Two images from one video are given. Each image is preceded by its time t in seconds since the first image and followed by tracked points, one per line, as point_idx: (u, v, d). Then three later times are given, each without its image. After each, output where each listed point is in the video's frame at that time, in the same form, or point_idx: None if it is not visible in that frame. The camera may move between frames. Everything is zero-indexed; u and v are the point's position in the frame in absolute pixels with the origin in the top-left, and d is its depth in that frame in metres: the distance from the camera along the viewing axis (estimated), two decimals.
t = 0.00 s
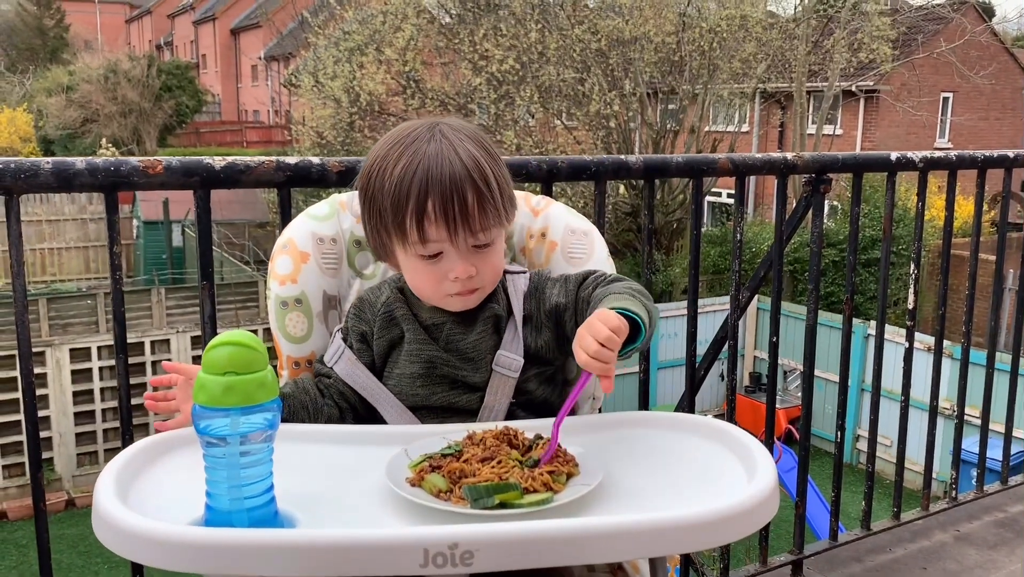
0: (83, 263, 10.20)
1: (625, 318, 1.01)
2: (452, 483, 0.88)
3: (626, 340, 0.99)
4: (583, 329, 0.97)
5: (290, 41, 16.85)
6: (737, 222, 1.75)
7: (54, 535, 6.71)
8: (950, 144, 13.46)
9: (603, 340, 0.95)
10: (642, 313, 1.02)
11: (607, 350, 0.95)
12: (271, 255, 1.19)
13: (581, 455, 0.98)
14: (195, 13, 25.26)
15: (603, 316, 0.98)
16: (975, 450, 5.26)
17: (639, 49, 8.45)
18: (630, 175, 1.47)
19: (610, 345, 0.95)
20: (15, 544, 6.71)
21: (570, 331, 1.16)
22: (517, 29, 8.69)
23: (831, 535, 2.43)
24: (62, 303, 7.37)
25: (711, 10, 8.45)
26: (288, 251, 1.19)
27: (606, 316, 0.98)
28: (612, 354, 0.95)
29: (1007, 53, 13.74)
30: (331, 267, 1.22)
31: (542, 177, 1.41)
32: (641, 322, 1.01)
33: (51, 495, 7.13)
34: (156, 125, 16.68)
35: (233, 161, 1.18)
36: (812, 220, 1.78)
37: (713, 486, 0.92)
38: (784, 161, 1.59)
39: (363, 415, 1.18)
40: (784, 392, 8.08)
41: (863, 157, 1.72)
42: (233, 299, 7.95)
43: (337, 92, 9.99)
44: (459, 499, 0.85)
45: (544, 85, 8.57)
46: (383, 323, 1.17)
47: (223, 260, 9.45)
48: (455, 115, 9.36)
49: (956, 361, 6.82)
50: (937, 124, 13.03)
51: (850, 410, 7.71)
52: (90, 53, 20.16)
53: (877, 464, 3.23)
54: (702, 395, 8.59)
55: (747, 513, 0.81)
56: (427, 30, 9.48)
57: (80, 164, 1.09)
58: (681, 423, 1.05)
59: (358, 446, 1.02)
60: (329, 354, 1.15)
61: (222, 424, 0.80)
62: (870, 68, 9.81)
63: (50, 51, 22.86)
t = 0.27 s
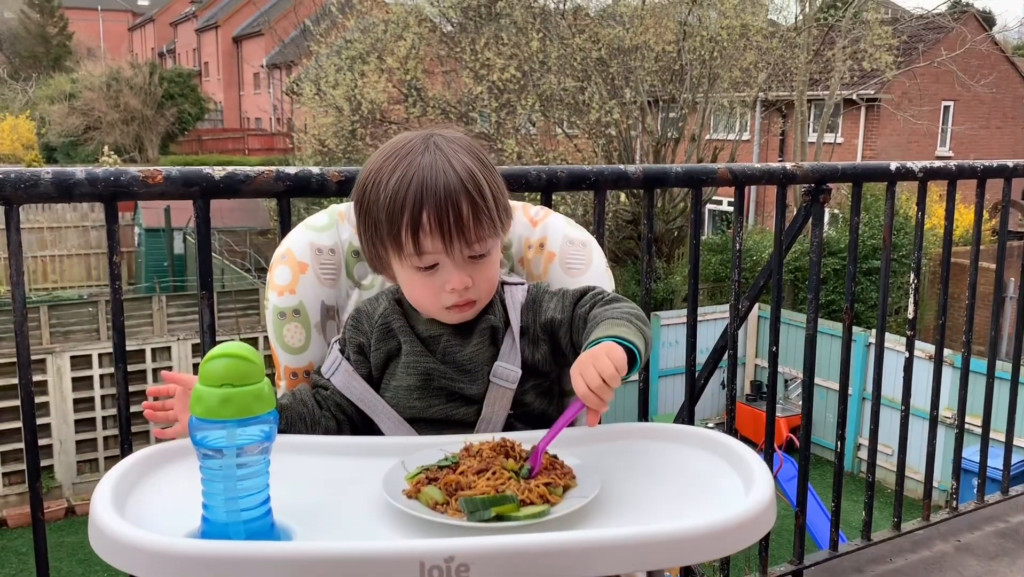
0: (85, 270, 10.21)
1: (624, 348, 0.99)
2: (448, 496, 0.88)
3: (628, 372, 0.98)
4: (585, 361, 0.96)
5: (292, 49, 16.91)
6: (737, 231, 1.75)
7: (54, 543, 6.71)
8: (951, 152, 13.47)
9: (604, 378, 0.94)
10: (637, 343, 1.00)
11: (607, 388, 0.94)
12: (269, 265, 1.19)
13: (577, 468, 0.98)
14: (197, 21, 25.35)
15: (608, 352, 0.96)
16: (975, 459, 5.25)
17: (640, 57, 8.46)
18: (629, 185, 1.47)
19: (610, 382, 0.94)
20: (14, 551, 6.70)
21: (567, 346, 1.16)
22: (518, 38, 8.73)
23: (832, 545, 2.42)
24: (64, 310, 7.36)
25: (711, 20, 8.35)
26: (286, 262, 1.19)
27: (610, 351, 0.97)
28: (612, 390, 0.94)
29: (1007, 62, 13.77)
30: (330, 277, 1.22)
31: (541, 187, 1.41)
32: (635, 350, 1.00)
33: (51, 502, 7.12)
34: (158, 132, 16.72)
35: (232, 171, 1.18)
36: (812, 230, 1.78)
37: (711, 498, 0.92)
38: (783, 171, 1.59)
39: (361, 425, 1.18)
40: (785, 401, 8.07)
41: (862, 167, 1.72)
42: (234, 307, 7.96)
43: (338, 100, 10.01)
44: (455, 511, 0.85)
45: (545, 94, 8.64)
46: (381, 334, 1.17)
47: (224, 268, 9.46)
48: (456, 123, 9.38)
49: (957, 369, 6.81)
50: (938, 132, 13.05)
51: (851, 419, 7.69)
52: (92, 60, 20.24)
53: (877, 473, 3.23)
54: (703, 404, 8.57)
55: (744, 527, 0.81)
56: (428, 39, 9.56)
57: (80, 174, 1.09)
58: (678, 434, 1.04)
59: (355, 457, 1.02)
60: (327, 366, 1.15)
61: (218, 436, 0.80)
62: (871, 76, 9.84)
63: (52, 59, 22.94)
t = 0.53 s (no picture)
0: (84, 279, 10.21)
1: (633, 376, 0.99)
2: (447, 509, 0.87)
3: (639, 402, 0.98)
4: (597, 387, 0.96)
5: (293, 60, 16.98)
6: (736, 243, 1.75)
7: (51, 553, 6.68)
8: (950, 164, 13.51)
9: (615, 409, 0.94)
10: (645, 371, 1.00)
11: (616, 417, 0.94)
12: (269, 277, 1.19)
13: (576, 481, 0.97)
14: (198, 32, 25.45)
15: (622, 383, 0.96)
16: (975, 471, 5.24)
17: (640, 69, 8.48)
18: (628, 196, 1.48)
19: (619, 413, 0.94)
20: (11, 562, 6.67)
21: (567, 366, 1.16)
22: (518, 49, 8.78)
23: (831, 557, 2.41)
24: (63, 319, 7.36)
25: (711, 31, 8.40)
26: (286, 273, 1.19)
27: (623, 382, 0.97)
28: (621, 421, 0.95)
29: (1006, 74, 13.82)
30: (329, 289, 1.22)
31: (541, 199, 1.41)
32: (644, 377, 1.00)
33: (49, 513, 7.10)
34: (159, 142, 16.76)
35: (232, 183, 1.19)
36: (811, 241, 1.78)
37: (710, 511, 0.92)
38: (782, 184, 1.60)
39: (359, 438, 1.17)
40: (784, 413, 8.06)
41: (861, 179, 1.73)
42: (233, 316, 7.95)
43: (339, 110, 10.03)
44: (453, 524, 0.85)
45: (545, 104, 8.68)
46: (380, 349, 1.16)
47: (224, 278, 9.47)
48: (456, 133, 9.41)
49: (957, 381, 6.81)
50: (937, 144, 13.09)
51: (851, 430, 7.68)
52: (94, 70, 20.31)
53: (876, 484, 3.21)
54: (702, 415, 8.56)
55: (744, 540, 0.81)
56: (428, 50, 9.62)
57: (80, 185, 1.10)
58: (678, 448, 1.04)
59: (353, 470, 1.02)
60: (326, 379, 1.15)
61: (216, 448, 0.80)
62: (870, 89, 9.87)
63: (54, 68, 23.03)
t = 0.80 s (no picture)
0: (84, 288, 10.21)
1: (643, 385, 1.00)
2: (447, 521, 0.87)
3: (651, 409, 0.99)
4: (609, 393, 0.97)
5: (294, 69, 17.05)
6: (736, 255, 1.76)
7: (49, 563, 6.66)
8: (950, 175, 13.53)
9: (627, 415, 0.95)
10: (654, 378, 1.01)
11: (627, 423, 0.95)
12: (270, 287, 1.19)
13: (578, 493, 0.97)
14: (200, 41, 25.55)
15: (634, 390, 0.97)
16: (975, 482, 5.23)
17: (640, 79, 8.52)
18: (630, 208, 1.48)
19: (630, 420, 0.95)
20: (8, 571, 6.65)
21: (569, 377, 1.16)
22: (518, 59, 8.81)
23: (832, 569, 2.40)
24: (63, 327, 7.37)
25: (711, 42, 8.43)
26: (287, 284, 1.19)
27: (636, 388, 0.97)
28: (632, 427, 0.95)
29: (1006, 86, 13.86)
30: (330, 300, 1.21)
31: (542, 210, 1.41)
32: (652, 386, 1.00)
33: (46, 522, 7.08)
34: (160, 151, 16.80)
35: (234, 193, 1.19)
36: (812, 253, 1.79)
37: (711, 524, 0.92)
38: (782, 196, 1.60)
39: (360, 449, 1.17)
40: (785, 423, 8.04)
41: (861, 191, 1.73)
42: (233, 326, 7.95)
43: (340, 120, 10.05)
44: (455, 536, 0.85)
45: (545, 114, 8.70)
46: (381, 360, 1.16)
47: (224, 287, 9.47)
48: (457, 143, 9.43)
49: (957, 392, 6.80)
50: (937, 155, 13.12)
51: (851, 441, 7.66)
52: (95, 79, 20.37)
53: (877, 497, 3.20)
54: (702, 425, 8.55)
55: (744, 553, 0.81)
56: (429, 60, 9.65)
57: (82, 195, 1.10)
58: (678, 460, 1.04)
59: (354, 482, 1.02)
60: (327, 391, 1.15)
61: (217, 460, 0.80)
62: (869, 100, 9.91)
63: (56, 77, 23.11)
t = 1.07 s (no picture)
0: (85, 294, 10.21)
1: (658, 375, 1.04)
2: (452, 528, 0.87)
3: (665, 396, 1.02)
4: (624, 377, 1.00)
5: (296, 76, 17.10)
6: (738, 262, 1.76)
7: (49, 569, 6.64)
8: (951, 183, 13.54)
9: (642, 399, 0.98)
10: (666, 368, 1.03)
11: (642, 407, 0.98)
12: (274, 293, 1.19)
13: (582, 500, 0.97)
14: (202, 48, 25.63)
15: (650, 377, 1.00)
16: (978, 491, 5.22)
17: (641, 87, 8.53)
18: (632, 215, 1.48)
19: (646, 403, 0.98)
20: None
21: (574, 380, 1.16)
22: (519, 67, 8.83)
23: None
24: (64, 334, 7.37)
25: (712, 50, 8.45)
26: (291, 290, 1.19)
27: (651, 375, 1.01)
28: (647, 412, 0.99)
29: (1007, 94, 13.88)
30: (334, 305, 1.21)
31: (544, 216, 1.42)
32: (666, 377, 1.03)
33: (47, 529, 7.06)
34: (162, 157, 16.82)
35: (238, 199, 1.19)
36: (814, 259, 1.78)
37: (716, 531, 0.91)
38: (785, 203, 1.60)
39: (363, 455, 1.17)
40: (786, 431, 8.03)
41: (863, 199, 1.73)
42: (233, 332, 7.95)
43: (341, 127, 10.07)
44: (459, 543, 0.85)
45: (546, 122, 8.71)
46: (385, 366, 1.16)
47: (225, 293, 9.47)
48: (458, 150, 9.44)
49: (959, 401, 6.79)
50: (938, 163, 13.13)
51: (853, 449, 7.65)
52: (97, 86, 20.41)
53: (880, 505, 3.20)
54: (704, 433, 8.54)
55: (748, 561, 0.81)
56: (431, 67, 9.67)
57: (86, 201, 1.10)
58: (683, 468, 1.04)
59: (357, 488, 1.01)
60: (330, 397, 1.15)
61: (222, 466, 0.80)
62: (870, 108, 9.92)
63: (59, 84, 23.18)
